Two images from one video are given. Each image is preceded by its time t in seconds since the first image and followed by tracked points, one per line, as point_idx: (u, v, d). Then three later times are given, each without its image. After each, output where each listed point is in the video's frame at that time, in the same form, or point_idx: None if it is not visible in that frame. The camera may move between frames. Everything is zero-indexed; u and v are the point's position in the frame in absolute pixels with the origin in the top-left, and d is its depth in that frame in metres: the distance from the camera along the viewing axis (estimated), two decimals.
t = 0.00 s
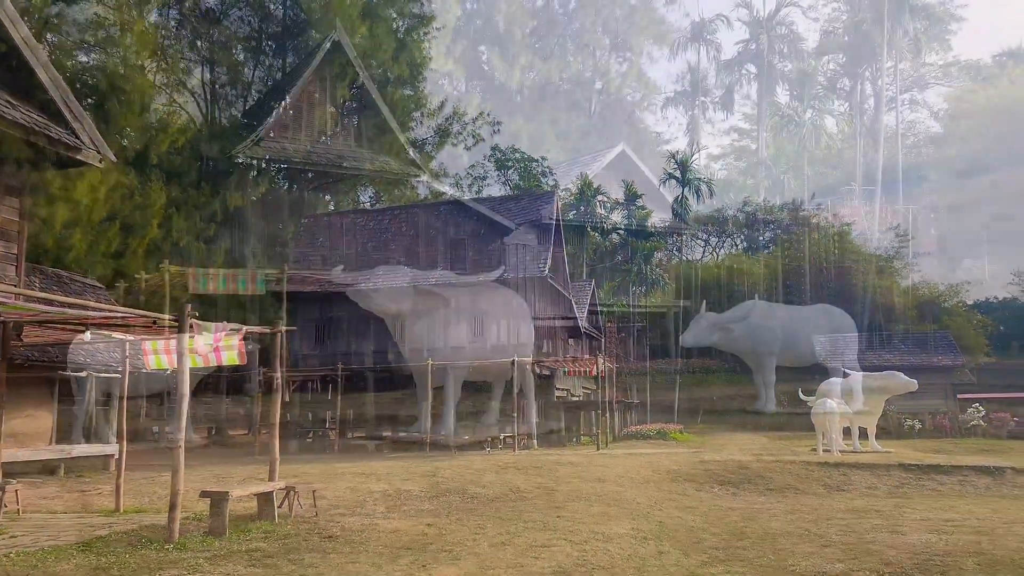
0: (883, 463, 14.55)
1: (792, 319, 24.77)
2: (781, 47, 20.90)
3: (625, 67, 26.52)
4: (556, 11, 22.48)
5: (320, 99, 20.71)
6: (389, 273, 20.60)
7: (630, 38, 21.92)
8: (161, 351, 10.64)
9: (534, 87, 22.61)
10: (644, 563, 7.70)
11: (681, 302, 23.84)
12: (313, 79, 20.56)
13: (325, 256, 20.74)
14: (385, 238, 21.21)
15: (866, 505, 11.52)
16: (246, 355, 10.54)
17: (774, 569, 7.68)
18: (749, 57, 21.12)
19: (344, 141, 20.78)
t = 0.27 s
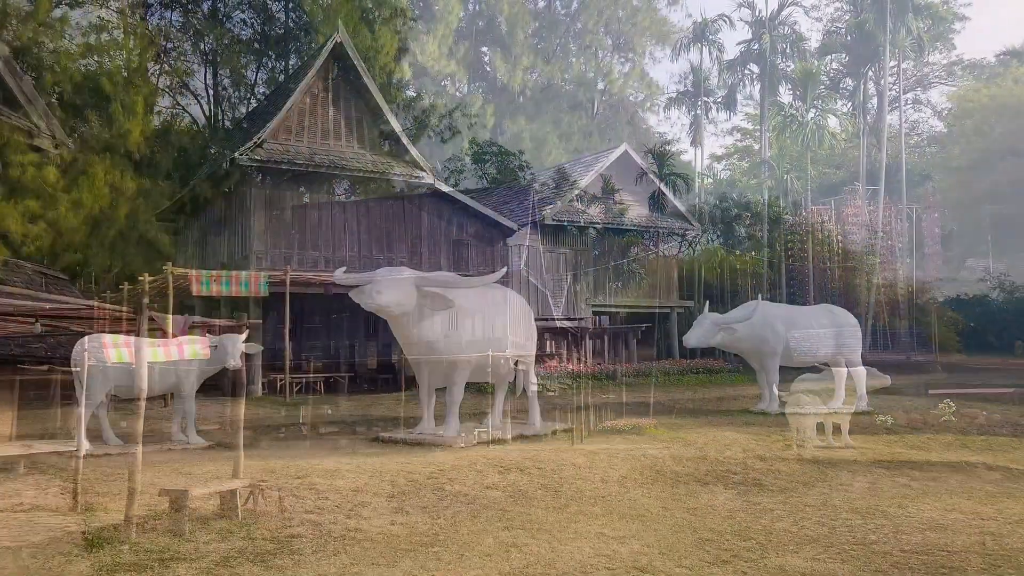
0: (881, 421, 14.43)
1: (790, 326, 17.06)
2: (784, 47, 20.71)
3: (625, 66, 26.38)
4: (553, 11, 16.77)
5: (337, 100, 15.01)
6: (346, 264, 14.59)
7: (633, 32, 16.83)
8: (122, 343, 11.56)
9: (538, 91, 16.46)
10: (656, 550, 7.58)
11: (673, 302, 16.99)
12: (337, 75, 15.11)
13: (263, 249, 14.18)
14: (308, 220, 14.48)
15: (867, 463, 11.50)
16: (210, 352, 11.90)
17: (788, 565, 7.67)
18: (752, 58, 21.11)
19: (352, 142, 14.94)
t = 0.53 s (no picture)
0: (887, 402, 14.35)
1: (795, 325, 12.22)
2: (792, 48, 20.67)
3: (632, 68, 26.45)
4: (562, 14, 17.67)
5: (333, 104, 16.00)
6: (353, 265, 14.68)
7: (642, 35, 17.72)
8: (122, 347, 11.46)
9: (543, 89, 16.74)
10: (656, 476, 7.49)
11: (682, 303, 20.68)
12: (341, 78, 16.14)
13: (271, 250, 14.03)
14: (313, 222, 14.41)
15: (870, 420, 11.47)
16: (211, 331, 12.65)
17: (785, 479, 7.56)
18: (759, 60, 21.16)
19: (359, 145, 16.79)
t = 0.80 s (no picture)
0: (903, 404, 14.26)
1: (813, 325, 11.52)
2: (804, 50, 20.64)
3: (644, 71, 26.47)
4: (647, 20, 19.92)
5: (353, 106, 15.50)
6: (365, 269, 15.15)
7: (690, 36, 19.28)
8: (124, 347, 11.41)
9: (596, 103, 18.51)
10: (667, 479, 7.47)
11: (693, 306, 20.70)
12: (354, 82, 15.57)
13: (284, 255, 14.41)
14: (325, 226, 14.88)
15: (883, 423, 11.39)
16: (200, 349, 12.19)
17: (797, 483, 7.52)
18: (772, 62, 21.10)
19: (371, 148, 15.59)
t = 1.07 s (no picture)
0: (921, 409, 14.12)
1: (829, 329, 11.44)
2: (819, 53, 20.51)
3: (657, 75, 26.42)
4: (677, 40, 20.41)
5: (366, 111, 15.57)
6: (379, 274, 15.19)
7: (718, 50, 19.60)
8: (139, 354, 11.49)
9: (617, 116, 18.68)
10: (682, 485, 7.44)
11: (708, 311, 20.62)
12: (367, 88, 15.65)
13: (298, 260, 14.49)
14: (339, 232, 14.95)
15: (900, 428, 11.29)
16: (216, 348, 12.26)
17: (813, 488, 7.46)
18: (785, 65, 21.04)
19: (384, 154, 15.65)
